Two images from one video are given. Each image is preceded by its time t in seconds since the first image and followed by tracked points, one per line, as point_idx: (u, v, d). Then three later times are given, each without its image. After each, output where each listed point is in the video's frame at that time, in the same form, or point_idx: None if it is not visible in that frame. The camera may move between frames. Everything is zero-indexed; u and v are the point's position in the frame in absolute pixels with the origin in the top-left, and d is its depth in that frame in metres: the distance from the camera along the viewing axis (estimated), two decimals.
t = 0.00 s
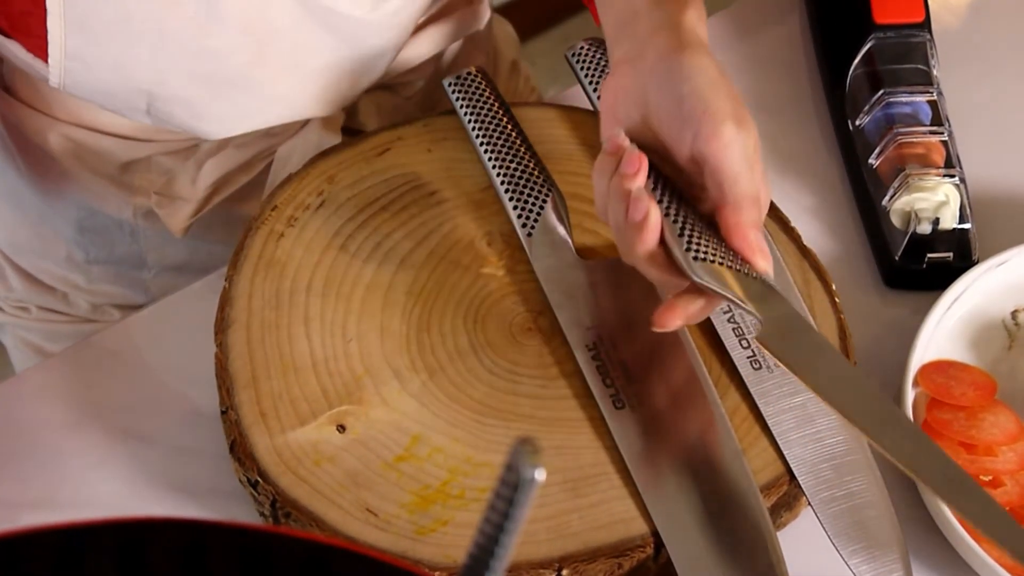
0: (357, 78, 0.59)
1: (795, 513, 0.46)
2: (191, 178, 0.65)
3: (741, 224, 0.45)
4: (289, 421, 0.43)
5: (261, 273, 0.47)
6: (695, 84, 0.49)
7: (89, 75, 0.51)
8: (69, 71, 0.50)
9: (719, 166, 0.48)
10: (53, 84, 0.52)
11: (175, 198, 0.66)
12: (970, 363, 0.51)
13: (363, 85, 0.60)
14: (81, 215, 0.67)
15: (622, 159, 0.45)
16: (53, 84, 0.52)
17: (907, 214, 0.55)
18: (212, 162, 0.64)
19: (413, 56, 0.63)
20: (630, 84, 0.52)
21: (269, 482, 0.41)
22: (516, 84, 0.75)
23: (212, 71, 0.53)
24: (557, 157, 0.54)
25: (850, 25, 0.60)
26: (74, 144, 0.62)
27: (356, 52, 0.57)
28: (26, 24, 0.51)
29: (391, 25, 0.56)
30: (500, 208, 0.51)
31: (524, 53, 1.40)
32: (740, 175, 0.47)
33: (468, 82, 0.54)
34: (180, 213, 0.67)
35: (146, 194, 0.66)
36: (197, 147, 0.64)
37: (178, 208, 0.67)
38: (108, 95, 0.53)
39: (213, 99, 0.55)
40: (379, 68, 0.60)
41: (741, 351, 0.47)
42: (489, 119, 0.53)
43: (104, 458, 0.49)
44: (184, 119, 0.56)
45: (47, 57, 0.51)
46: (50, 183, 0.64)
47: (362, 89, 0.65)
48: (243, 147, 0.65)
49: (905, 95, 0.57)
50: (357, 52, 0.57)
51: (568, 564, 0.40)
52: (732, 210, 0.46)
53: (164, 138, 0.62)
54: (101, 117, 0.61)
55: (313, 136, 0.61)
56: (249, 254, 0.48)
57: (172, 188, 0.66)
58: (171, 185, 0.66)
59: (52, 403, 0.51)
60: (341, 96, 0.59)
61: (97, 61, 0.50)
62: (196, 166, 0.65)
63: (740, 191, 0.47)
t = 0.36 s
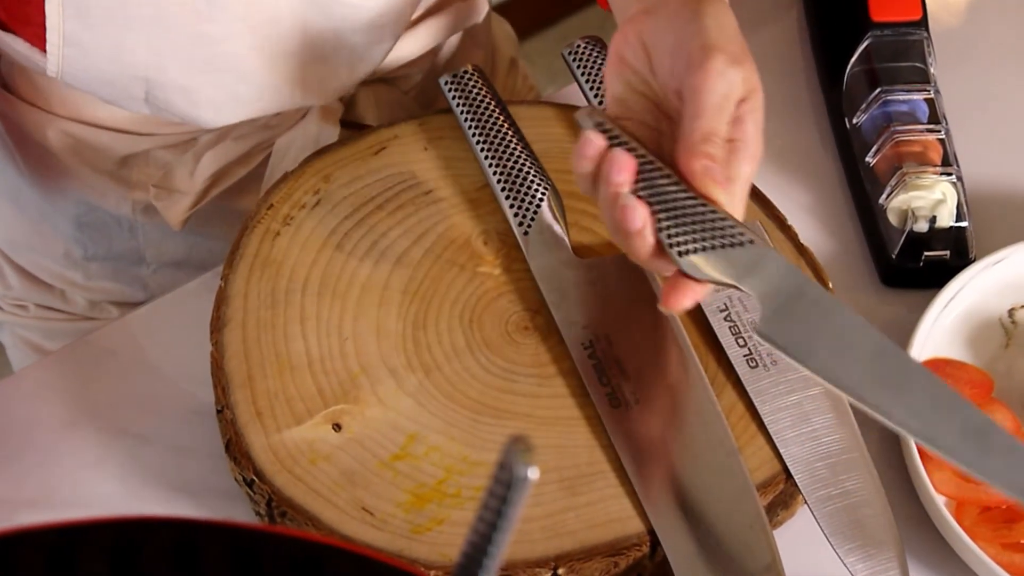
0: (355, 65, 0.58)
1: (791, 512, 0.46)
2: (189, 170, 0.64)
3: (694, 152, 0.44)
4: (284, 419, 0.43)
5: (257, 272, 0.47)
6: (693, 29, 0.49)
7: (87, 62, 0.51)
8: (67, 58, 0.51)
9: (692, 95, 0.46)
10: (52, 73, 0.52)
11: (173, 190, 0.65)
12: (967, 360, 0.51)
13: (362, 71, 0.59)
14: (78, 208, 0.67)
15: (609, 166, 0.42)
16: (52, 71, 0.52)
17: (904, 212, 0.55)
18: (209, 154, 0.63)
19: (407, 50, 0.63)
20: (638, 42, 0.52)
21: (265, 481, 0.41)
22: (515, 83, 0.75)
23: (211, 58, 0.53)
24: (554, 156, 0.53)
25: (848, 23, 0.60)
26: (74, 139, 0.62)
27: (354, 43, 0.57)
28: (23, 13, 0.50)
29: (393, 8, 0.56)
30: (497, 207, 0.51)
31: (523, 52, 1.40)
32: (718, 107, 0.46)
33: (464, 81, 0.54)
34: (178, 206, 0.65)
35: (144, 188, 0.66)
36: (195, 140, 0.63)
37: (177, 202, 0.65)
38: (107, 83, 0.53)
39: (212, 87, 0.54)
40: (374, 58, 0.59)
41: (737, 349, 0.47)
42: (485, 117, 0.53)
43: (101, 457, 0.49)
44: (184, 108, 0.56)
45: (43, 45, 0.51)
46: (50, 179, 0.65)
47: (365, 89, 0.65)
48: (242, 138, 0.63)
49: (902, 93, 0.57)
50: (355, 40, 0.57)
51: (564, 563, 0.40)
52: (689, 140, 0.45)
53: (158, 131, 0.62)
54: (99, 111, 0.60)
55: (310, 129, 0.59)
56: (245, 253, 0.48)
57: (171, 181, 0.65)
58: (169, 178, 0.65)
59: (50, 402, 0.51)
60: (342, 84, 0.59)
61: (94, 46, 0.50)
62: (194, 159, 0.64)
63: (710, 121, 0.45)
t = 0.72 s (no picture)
0: (335, 38, 0.59)
1: (789, 508, 0.46)
2: (173, 150, 0.64)
3: (630, 136, 0.44)
4: (282, 415, 0.43)
5: (255, 267, 0.47)
6: (637, 24, 0.50)
7: (68, 26, 0.51)
8: (47, 22, 0.51)
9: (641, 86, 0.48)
10: (33, 39, 0.53)
11: (157, 171, 0.65)
12: (965, 357, 0.51)
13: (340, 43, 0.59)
14: (67, 195, 0.67)
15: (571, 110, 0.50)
16: (32, 35, 0.52)
17: (902, 208, 0.55)
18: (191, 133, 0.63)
19: (394, 31, 0.65)
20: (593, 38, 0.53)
21: (262, 477, 0.41)
22: (508, 77, 0.74)
23: (192, 26, 0.53)
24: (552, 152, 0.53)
25: (846, 18, 0.60)
26: (61, 124, 0.62)
27: (334, 12, 0.57)
28: None
29: None
30: (495, 202, 0.51)
31: (520, 49, 1.40)
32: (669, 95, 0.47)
33: (462, 76, 0.54)
34: (161, 185, 0.65)
35: (128, 172, 0.66)
36: (179, 122, 0.64)
37: (161, 180, 0.65)
38: (88, 51, 0.53)
39: (193, 55, 0.55)
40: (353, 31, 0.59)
41: (736, 344, 0.47)
42: (483, 113, 0.53)
43: (99, 451, 0.49)
44: (165, 77, 0.56)
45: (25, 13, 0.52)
46: (40, 165, 0.65)
47: (356, 76, 0.64)
48: (225, 117, 0.63)
49: (900, 90, 0.57)
50: (334, 9, 0.57)
51: (562, 559, 0.40)
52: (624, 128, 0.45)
53: (140, 113, 0.62)
54: (81, 93, 0.61)
55: (296, 108, 0.59)
56: (243, 248, 0.48)
57: (155, 160, 0.65)
58: (154, 157, 0.65)
59: (46, 396, 0.51)
60: (322, 58, 0.60)
61: (73, 9, 0.50)
62: (178, 138, 0.64)
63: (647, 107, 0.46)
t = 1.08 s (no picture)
0: (320, 23, 0.59)
1: (791, 508, 0.46)
2: (161, 139, 0.63)
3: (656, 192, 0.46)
4: (284, 414, 0.43)
5: (256, 266, 0.47)
6: (605, 68, 0.49)
7: (51, 8, 0.51)
8: (29, 5, 0.51)
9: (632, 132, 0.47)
10: (16, 21, 0.52)
11: (145, 160, 0.64)
12: (966, 356, 0.51)
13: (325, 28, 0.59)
14: (59, 191, 0.67)
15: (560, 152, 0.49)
16: (15, 17, 0.52)
17: (904, 208, 0.55)
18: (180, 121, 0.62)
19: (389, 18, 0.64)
20: (559, 74, 0.52)
21: (263, 476, 0.41)
22: (507, 75, 0.74)
23: (175, 10, 0.52)
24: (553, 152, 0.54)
25: (847, 18, 0.60)
26: (50, 116, 0.62)
27: None
28: None
29: None
30: (496, 202, 0.51)
31: (518, 49, 1.40)
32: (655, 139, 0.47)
33: (463, 75, 0.54)
34: (149, 174, 0.64)
35: (117, 165, 0.65)
36: (167, 113, 0.63)
37: (148, 169, 0.64)
38: (72, 35, 0.53)
39: (177, 38, 0.55)
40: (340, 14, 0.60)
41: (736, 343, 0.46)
42: (485, 113, 0.53)
43: (99, 450, 0.49)
44: (148, 59, 0.56)
45: None
46: (34, 161, 0.65)
47: (346, 70, 0.64)
48: (213, 106, 0.62)
49: (902, 89, 0.57)
50: None
51: (564, 558, 0.40)
52: (643, 182, 0.46)
53: (127, 103, 0.61)
54: (67, 82, 0.60)
55: (281, 94, 0.59)
56: (244, 247, 0.48)
57: (144, 150, 0.64)
58: (142, 147, 0.64)
59: (45, 394, 0.50)
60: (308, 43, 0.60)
61: None
62: (166, 127, 0.63)
63: (654, 160, 0.47)
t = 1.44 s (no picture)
0: (322, 20, 0.60)
1: (795, 505, 0.46)
2: (164, 137, 0.62)
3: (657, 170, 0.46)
4: (288, 410, 0.43)
5: (262, 262, 0.47)
6: (603, 45, 0.50)
7: (52, 6, 0.51)
8: (32, 4, 0.51)
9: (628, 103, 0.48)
10: (19, 19, 0.52)
11: (148, 157, 0.63)
12: (971, 353, 0.51)
13: (328, 26, 0.60)
14: (63, 187, 0.67)
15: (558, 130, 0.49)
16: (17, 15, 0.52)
17: (908, 205, 0.55)
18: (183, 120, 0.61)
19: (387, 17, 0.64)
20: (555, 53, 0.54)
21: (268, 472, 0.41)
22: (511, 73, 0.74)
23: (176, 6, 0.52)
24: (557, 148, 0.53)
25: (853, 15, 0.60)
26: (54, 112, 0.62)
27: None
28: None
29: None
30: (501, 198, 0.51)
31: (522, 47, 1.40)
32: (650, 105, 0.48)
33: (468, 72, 0.54)
34: (153, 171, 0.63)
35: (123, 162, 0.66)
36: (171, 110, 0.63)
37: (152, 166, 0.63)
38: (75, 32, 0.53)
39: (180, 35, 0.55)
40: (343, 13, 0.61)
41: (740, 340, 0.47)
42: (490, 111, 0.53)
43: (103, 445, 0.49)
44: (151, 55, 0.56)
45: None
46: (39, 158, 0.66)
47: (349, 69, 0.63)
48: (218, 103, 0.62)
49: (906, 86, 0.57)
50: None
51: (569, 554, 0.40)
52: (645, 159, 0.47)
53: (131, 100, 0.62)
54: (72, 81, 0.60)
55: (286, 92, 0.59)
56: (249, 243, 0.48)
57: (148, 147, 0.63)
58: (145, 145, 0.63)
59: (49, 390, 0.50)
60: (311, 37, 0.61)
61: None
62: (170, 123, 0.62)
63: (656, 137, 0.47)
